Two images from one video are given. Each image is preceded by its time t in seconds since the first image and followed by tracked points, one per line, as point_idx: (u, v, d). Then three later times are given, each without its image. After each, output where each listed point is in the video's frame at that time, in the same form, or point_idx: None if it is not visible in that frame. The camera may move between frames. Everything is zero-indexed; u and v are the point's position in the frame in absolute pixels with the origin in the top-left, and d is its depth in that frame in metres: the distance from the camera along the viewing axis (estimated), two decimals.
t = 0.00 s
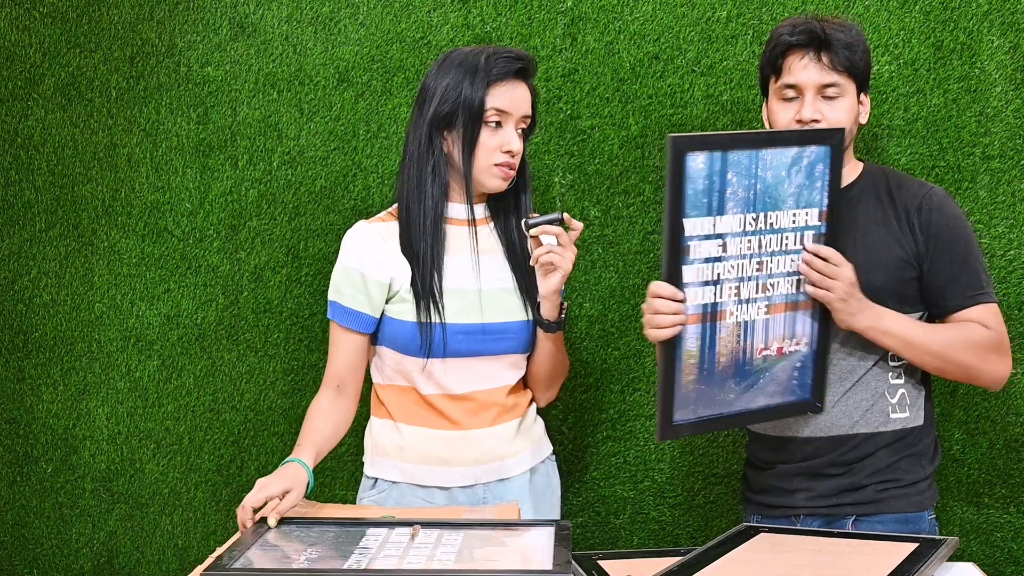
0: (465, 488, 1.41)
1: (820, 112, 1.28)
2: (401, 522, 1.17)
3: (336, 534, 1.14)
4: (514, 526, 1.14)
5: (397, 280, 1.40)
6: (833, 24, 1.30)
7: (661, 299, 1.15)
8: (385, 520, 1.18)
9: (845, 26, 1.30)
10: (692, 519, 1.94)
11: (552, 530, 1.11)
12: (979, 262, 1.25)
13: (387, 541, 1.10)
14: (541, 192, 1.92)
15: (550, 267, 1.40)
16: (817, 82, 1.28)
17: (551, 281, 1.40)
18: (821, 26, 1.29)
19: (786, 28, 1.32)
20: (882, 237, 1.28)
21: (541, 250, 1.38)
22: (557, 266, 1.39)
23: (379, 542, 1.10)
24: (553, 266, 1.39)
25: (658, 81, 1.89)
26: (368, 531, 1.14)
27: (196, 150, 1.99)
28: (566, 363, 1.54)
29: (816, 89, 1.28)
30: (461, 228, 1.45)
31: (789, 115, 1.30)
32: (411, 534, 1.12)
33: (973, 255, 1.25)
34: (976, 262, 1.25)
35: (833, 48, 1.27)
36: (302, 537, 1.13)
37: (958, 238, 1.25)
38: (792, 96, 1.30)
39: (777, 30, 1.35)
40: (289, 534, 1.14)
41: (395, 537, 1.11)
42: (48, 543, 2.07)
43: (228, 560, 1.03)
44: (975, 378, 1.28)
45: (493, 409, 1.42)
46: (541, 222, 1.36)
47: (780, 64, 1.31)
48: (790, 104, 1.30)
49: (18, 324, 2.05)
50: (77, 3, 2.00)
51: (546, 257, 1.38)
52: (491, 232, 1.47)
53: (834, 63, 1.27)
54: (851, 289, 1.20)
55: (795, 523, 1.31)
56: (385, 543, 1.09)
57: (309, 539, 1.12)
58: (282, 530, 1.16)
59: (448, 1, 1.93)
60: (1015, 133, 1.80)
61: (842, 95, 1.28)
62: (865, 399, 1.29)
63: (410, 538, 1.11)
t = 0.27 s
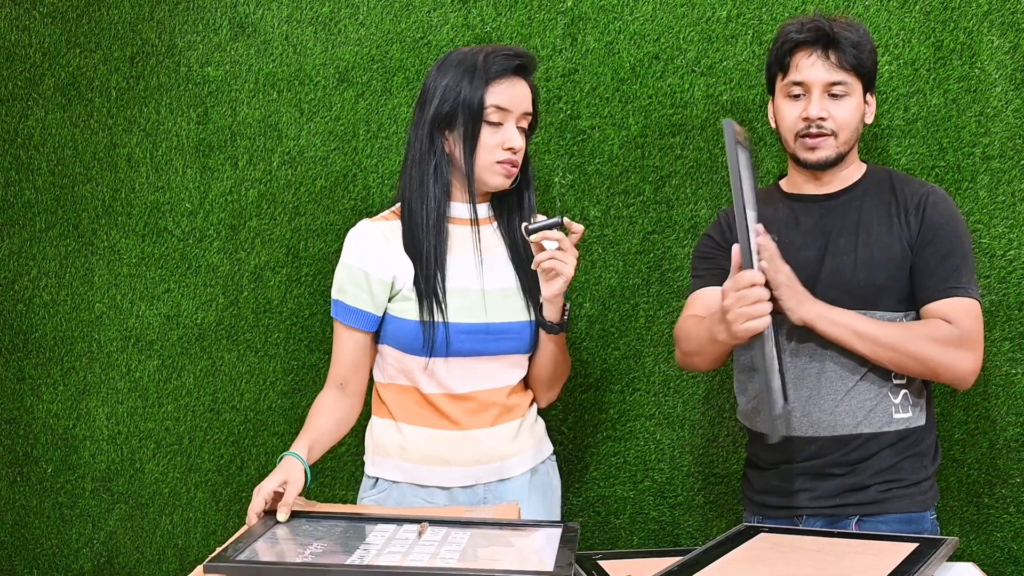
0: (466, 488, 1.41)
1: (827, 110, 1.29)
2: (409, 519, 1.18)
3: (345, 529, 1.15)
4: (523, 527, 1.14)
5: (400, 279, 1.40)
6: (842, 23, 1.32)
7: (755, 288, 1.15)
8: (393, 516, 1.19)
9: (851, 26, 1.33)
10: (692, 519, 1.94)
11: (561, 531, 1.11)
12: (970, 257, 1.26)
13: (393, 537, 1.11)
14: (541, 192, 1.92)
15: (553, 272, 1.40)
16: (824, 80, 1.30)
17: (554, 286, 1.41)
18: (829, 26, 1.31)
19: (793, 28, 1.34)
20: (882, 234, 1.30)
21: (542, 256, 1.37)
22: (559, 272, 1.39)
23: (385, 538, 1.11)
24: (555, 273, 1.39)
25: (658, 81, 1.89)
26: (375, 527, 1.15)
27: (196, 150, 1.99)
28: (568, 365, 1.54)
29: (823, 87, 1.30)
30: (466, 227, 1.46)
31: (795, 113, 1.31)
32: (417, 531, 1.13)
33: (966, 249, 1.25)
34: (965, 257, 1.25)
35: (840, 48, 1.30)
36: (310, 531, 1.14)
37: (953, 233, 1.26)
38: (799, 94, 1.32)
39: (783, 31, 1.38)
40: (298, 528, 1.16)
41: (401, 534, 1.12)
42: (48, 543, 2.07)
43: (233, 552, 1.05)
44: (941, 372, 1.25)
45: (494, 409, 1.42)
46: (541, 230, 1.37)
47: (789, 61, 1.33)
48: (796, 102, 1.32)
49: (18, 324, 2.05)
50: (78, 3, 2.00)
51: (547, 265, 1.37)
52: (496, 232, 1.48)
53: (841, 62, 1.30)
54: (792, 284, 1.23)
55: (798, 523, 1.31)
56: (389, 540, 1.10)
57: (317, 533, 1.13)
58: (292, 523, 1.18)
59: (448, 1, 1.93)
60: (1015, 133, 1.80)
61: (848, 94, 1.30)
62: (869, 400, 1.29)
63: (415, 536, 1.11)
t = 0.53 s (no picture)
0: (466, 488, 1.40)
1: (833, 126, 1.27)
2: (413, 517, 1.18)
3: (348, 525, 1.15)
4: (529, 527, 1.14)
5: (411, 276, 1.40)
6: (850, 31, 1.28)
7: (690, 293, 1.15)
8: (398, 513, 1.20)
9: (862, 32, 1.28)
10: (692, 519, 1.94)
11: (565, 533, 1.11)
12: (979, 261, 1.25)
13: (397, 535, 1.11)
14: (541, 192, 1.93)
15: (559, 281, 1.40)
16: (832, 95, 1.27)
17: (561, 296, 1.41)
18: (838, 37, 1.27)
19: (804, 33, 1.30)
20: (886, 237, 1.30)
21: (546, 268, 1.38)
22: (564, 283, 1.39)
23: (388, 536, 1.11)
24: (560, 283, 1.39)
25: (658, 81, 1.89)
26: (379, 524, 1.16)
27: (196, 150, 1.99)
28: (574, 369, 1.54)
29: (831, 102, 1.27)
30: (473, 226, 1.46)
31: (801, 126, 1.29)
32: (421, 530, 1.13)
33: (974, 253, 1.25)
34: (975, 262, 1.25)
35: (852, 62, 1.26)
36: (314, 526, 1.15)
37: (960, 237, 1.26)
38: (807, 106, 1.29)
39: (792, 32, 1.33)
40: (303, 523, 1.16)
41: (404, 532, 1.12)
42: (48, 543, 2.07)
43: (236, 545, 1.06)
44: (963, 381, 1.27)
45: (497, 409, 1.42)
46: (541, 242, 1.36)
47: (797, 72, 1.29)
48: (803, 113, 1.29)
49: (18, 324, 2.05)
50: (77, 3, 2.00)
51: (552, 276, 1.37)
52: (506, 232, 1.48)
53: (851, 77, 1.26)
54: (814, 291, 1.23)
55: (799, 523, 1.32)
56: (392, 537, 1.10)
57: (321, 529, 1.14)
58: (297, 518, 1.18)
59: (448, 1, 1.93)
60: (1015, 133, 1.80)
61: (857, 109, 1.27)
62: (871, 401, 1.29)
63: (420, 534, 1.11)
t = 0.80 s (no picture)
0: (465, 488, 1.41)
1: (839, 136, 1.24)
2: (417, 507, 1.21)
3: (354, 518, 1.19)
4: (533, 504, 1.19)
5: (412, 273, 1.40)
6: (857, 35, 1.22)
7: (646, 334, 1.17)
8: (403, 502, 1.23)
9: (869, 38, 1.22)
10: (692, 519, 1.94)
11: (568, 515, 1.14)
12: (992, 266, 1.24)
13: (401, 530, 1.14)
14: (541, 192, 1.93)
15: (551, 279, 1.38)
16: (836, 105, 1.22)
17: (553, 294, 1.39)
18: (843, 44, 1.22)
19: (807, 41, 1.24)
20: (894, 241, 1.28)
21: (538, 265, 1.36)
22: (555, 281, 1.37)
23: (392, 531, 1.14)
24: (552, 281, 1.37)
25: (658, 81, 1.89)
26: (384, 517, 1.19)
27: (196, 150, 1.99)
28: (576, 369, 1.53)
29: (836, 112, 1.23)
30: (474, 224, 1.46)
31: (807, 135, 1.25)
32: (424, 522, 1.16)
33: (987, 258, 1.24)
34: (989, 267, 1.23)
35: (856, 72, 1.21)
36: (320, 524, 1.18)
37: (972, 243, 1.24)
38: (812, 115, 1.25)
39: (796, 36, 1.27)
40: (310, 519, 1.20)
41: (408, 526, 1.15)
42: (48, 543, 2.07)
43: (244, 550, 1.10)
44: (982, 386, 1.26)
45: (496, 409, 1.42)
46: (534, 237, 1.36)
47: (799, 82, 1.25)
48: (809, 123, 1.25)
49: (18, 324, 2.05)
50: (77, 2, 2.00)
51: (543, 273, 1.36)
52: (506, 230, 1.48)
53: (856, 87, 1.21)
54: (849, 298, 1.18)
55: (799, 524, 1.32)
56: (396, 533, 1.13)
57: (327, 526, 1.17)
58: (304, 515, 1.22)
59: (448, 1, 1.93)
60: (1015, 133, 1.80)
61: (863, 117, 1.23)
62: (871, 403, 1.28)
63: (423, 527, 1.14)
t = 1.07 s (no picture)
0: (468, 488, 1.41)
1: (844, 133, 1.22)
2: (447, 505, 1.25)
3: (384, 515, 1.22)
4: (557, 506, 1.23)
5: (416, 271, 1.40)
6: (862, 32, 1.21)
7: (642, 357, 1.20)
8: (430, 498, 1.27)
9: (875, 33, 1.20)
10: (692, 519, 1.94)
11: (592, 515, 1.19)
12: (1005, 271, 1.20)
13: (434, 526, 1.18)
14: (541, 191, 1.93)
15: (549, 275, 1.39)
16: (839, 103, 1.21)
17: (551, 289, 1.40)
18: (847, 41, 1.20)
19: (812, 37, 1.23)
20: (903, 242, 1.26)
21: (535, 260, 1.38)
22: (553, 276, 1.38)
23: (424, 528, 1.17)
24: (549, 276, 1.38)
25: (658, 81, 1.89)
26: (414, 513, 1.23)
27: (196, 150, 1.99)
28: (576, 367, 1.54)
29: (840, 110, 1.21)
30: (477, 223, 1.46)
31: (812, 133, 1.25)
32: (456, 519, 1.20)
33: (999, 263, 1.20)
34: (1002, 272, 1.20)
35: (859, 68, 1.19)
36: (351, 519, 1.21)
37: (983, 247, 1.21)
38: (817, 112, 1.24)
39: (805, 32, 1.26)
40: (340, 514, 1.23)
41: (441, 524, 1.19)
42: (48, 543, 2.07)
43: (282, 544, 1.13)
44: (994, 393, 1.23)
45: (500, 408, 1.42)
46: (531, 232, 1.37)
47: (804, 80, 1.24)
48: (814, 120, 1.25)
49: (18, 324, 2.05)
50: (77, 2, 2.00)
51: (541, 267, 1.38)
52: (507, 229, 1.48)
53: (858, 84, 1.19)
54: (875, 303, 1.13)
55: (802, 526, 1.32)
56: (429, 530, 1.16)
57: (358, 520, 1.21)
58: (334, 508, 1.26)
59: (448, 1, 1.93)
60: (1015, 133, 1.80)
61: (869, 114, 1.21)
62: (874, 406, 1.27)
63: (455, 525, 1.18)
